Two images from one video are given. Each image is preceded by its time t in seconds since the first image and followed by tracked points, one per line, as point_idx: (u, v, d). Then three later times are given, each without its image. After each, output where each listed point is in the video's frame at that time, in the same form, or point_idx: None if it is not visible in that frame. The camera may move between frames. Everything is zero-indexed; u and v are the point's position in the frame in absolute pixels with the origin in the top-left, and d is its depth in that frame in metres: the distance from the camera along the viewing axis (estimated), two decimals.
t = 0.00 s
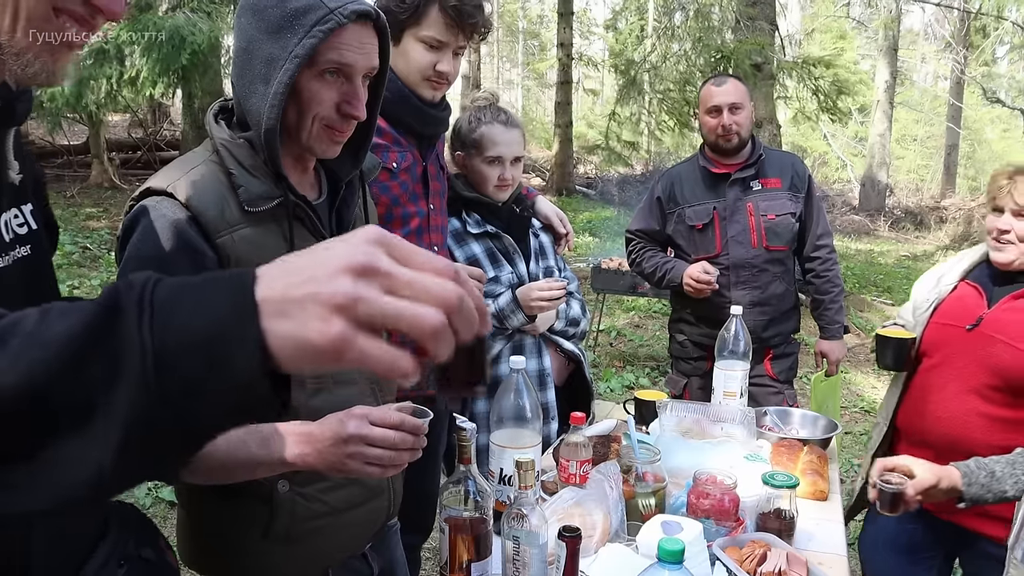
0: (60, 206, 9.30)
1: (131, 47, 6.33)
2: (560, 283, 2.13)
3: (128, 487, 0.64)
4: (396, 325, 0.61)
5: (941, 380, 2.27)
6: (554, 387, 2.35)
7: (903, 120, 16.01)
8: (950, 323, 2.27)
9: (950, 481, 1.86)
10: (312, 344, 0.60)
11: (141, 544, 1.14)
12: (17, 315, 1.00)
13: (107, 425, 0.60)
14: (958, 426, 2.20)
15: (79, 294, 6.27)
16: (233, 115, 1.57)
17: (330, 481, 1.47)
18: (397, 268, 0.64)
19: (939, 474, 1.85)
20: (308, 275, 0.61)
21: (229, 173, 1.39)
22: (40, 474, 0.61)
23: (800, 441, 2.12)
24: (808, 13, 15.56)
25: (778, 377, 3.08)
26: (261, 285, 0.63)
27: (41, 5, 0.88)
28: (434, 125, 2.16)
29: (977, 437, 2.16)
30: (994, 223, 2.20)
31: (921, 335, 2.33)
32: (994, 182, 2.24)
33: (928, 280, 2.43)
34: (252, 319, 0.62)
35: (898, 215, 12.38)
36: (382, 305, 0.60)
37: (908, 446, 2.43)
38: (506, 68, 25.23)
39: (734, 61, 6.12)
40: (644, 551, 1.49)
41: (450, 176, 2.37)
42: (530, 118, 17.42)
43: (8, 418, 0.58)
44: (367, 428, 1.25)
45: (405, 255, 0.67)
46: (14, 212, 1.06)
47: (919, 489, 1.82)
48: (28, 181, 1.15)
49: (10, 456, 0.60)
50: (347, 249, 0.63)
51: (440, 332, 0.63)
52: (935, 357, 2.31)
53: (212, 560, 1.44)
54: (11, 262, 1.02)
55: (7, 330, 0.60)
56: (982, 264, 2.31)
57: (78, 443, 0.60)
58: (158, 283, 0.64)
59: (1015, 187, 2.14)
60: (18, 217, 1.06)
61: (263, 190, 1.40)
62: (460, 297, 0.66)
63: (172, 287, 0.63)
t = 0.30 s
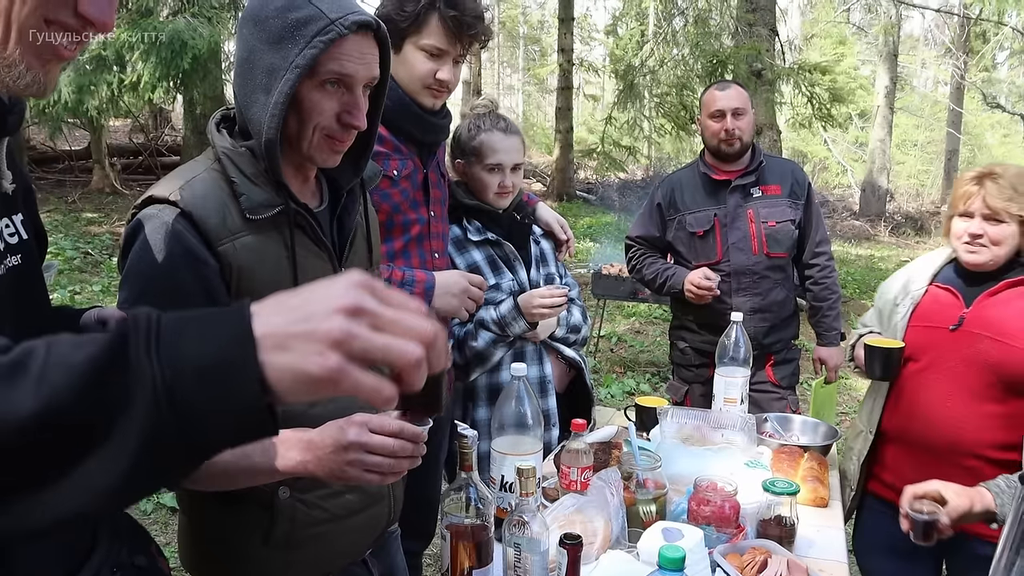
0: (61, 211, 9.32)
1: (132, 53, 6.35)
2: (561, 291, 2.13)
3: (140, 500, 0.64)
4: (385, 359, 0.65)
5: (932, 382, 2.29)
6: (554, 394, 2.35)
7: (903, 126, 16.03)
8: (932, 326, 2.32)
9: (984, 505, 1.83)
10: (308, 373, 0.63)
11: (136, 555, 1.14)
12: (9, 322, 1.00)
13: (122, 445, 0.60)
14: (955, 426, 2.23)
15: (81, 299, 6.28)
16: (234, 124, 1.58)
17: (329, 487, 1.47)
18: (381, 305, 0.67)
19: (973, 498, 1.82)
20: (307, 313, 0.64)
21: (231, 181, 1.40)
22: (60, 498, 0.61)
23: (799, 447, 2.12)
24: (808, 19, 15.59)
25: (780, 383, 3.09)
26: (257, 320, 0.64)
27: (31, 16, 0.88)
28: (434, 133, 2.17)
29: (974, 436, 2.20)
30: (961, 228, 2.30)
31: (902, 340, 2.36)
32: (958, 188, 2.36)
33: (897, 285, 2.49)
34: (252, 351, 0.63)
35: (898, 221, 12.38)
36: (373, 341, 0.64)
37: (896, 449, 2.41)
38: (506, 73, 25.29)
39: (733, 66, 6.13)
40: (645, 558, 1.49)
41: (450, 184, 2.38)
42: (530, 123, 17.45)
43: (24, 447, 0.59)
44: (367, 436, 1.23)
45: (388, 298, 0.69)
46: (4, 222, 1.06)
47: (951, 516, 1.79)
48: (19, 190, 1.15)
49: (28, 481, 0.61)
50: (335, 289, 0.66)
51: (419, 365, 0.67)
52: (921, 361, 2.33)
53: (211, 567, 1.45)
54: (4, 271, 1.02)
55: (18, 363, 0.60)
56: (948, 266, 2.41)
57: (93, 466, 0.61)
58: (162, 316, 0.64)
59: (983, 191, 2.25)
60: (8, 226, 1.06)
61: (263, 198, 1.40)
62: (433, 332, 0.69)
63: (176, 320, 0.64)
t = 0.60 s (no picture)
0: (61, 216, 9.33)
1: (133, 60, 6.36)
2: (562, 298, 2.14)
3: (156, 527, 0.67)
4: (391, 411, 0.66)
5: (924, 385, 2.33)
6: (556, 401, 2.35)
7: (903, 132, 16.05)
8: (921, 328, 2.36)
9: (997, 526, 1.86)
10: (319, 421, 0.63)
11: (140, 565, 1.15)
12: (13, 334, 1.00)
13: (139, 481, 0.63)
14: (954, 426, 2.26)
15: (82, 306, 6.29)
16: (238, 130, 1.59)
17: (331, 493, 1.47)
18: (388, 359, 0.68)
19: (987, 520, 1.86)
20: (317, 362, 0.65)
21: (234, 188, 1.41)
22: (81, 525, 0.64)
23: (800, 454, 2.13)
24: (807, 25, 15.61)
25: (780, 390, 3.09)
26: (270, 367, 0.66)
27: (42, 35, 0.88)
28: (436, 141, 2.18)
29: (969, 435, 2.24)
30: (942, 233, 2.36)
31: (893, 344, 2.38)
32: (933, 197, 2.41)
33: (876, 288, 2.53)
34: (264, 398, 0.64)
35: (898, 227, 12.39)
36: (382, 393, 0.66)
37: (889, 452, 2.41)
38: (506, 79, 25.33)
39: (733, 73, 6.14)
40: (647, 564, 1.49)
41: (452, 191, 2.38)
42: (530, 129, 17.48)
43: (50, 476, 0.62)
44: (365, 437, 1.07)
45: (388, 347, 0.72)
46: (9, 231, 1.05)
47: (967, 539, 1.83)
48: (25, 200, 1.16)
49: (51, 507, 0.65)
50: (343, 342, 0.67)
51: (421, 416, 0.68)
52: (912, 364, 2.36)
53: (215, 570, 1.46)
54: (9, 281, 1.02)
55: (41, 398, 0.62)
56: (924, 269, 2.47)
57: (114, 497, 0.63)
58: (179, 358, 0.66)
59: (963, 196, 2.31)
60: (13, 235, 1.06)
61: (265, 205, 1.41)
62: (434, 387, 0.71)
63: (191, 362, 0.65)
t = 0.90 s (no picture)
0: (62, 223, 9.33)
1: (134, 67, 6.37)
2: (564, 305, 2.14)
3: (177, 538, 0.66)
4: (410, 424, 0.69)
5: (924, 391, 2.33)
6: (557, 408, 2.35)
7: (902, 139, 16.07)
8: (919, 334, 2.36)
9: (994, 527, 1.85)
10: (340, 435, 0.66)
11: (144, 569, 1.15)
12: (23, 341, 1.02)
13: (165, 488, 0.63)
14: (954, 432, 2.27)
15: (82, 312, 6.29)
16: (242, 139, 1.60)
17: (336, 501, 1.47)
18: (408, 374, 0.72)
19: (984, 521, 1.84)
20: (339, 377, 0.68)
21: (239, 195, 1.41)
22: (102, 538, 0.63)
23: (801, 460, 2.13)
24: (807, 32, 15.64)
25: (780, 397, 3.08)
26: (292, 383, 0.68)
27: (54, 47, 0.89)
28: (439, 148, 2.19)
29: (969, 440, 2.25)
30: (942, 243, 2.34)
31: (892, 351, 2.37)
32: (928, 208, 2.40)
33: (871, 294, 2.51)
34: (287, 412, 0.67)
35: (897, 233, 12.39)
36: (402, 408, 0.69)
37: (889, 457, 2.41)
38: (506, 86, 25.37)
39: (732, 80, 6.15)
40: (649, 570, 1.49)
41: (455, 198, 2.39)
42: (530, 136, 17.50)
43: (74, 486, 0.62)
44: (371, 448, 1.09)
45: (409, 363, 0.75)
46: (17, 239, 1.07)
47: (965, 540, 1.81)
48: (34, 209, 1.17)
49: (74, 518, 0.63)
50: (364, 357, 0.71)
51: (441, 430, 0.71)
52: (911, 370, 2.36)
53: None
54: (18, 288, 1.04)
55: (67, 408, 0.63)
56: (917, 276, 2.47)
57: (140, 506, 0.63)
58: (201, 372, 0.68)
59: (962, 205, 2.30)
60: (20, 243, 1.07)
61: (270, 211, 1.41)
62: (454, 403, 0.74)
63: (214, 374, 0.67)
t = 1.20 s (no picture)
0: (61, 225, 9.32)
1: (133, 70, 6.36)
2: (567, 307, 2.14)
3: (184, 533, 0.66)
4: (420, 409, 0.70)
5: (930, 393, 2.33)
6: (559, 409, 2.35)
7: (901, 141, 16.09)
8: (923, 336, 2.36)
9: (1001, 530, 1.88)
10: (351, 421, 0.67)
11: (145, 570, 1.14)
12: (29, 339, 1.01)
13: (178, 478, 0.63)
14: (960, 434, 2.27)
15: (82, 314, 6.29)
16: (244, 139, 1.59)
17: (340, 503, 1.47)
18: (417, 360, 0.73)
19: (990, 523, 1.86)
20: (348, 364, 0.69)
21: (243, 194, 1.41)
22: (110, 534, 0.62)
23: (803, 462, 2.13)
24: (806, 34, 15.66)
25: (780, 398, 3.07)
26: (302, 370, 0.69)
27: (57, 45, 0.90)
28: (440, 149, 2.19)
29: (978, 442, 2.25)
30: (946, 243, 2.34)
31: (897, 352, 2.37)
32: (932, 208, 2.40)
33: (875, 296, 2.51)
34: (297, 398, 0.67)
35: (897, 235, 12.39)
36: (412, 394, 0.70)
37: (896, 460, 2.41)
38: (506, 89, 25.37)
39: (733, 82, 6.14)
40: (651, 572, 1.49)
41: (456, 199, 2.38)
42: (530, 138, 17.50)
43: (85, 479, 0.61)
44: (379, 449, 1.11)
45: (418, 349, 0.75)
46: (23, 238, 1.07)
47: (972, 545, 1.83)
48: (39, 208, 1.17)
49: (84, 511, 0.63)
50: (373, 344, 0.72)
51: (451, 415, 0.72)
52: (915, 373, 2.36)
53: None
54: (24, 286, 1.03)
55: (78, 400, 0.63)
56: (921, 278, 2.47)
57: (151, 499, 0.63)
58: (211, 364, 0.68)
59: (965, 205, 2.30)
60: (26, 242, 1.07)
61: (274, 211, 1.41)
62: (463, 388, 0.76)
63: (224, 363, 0.68)
